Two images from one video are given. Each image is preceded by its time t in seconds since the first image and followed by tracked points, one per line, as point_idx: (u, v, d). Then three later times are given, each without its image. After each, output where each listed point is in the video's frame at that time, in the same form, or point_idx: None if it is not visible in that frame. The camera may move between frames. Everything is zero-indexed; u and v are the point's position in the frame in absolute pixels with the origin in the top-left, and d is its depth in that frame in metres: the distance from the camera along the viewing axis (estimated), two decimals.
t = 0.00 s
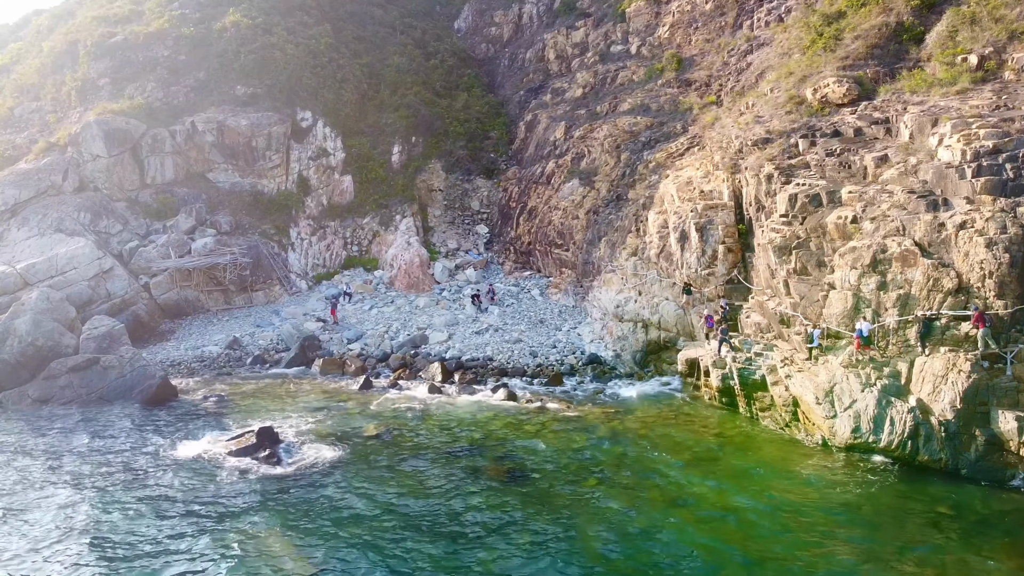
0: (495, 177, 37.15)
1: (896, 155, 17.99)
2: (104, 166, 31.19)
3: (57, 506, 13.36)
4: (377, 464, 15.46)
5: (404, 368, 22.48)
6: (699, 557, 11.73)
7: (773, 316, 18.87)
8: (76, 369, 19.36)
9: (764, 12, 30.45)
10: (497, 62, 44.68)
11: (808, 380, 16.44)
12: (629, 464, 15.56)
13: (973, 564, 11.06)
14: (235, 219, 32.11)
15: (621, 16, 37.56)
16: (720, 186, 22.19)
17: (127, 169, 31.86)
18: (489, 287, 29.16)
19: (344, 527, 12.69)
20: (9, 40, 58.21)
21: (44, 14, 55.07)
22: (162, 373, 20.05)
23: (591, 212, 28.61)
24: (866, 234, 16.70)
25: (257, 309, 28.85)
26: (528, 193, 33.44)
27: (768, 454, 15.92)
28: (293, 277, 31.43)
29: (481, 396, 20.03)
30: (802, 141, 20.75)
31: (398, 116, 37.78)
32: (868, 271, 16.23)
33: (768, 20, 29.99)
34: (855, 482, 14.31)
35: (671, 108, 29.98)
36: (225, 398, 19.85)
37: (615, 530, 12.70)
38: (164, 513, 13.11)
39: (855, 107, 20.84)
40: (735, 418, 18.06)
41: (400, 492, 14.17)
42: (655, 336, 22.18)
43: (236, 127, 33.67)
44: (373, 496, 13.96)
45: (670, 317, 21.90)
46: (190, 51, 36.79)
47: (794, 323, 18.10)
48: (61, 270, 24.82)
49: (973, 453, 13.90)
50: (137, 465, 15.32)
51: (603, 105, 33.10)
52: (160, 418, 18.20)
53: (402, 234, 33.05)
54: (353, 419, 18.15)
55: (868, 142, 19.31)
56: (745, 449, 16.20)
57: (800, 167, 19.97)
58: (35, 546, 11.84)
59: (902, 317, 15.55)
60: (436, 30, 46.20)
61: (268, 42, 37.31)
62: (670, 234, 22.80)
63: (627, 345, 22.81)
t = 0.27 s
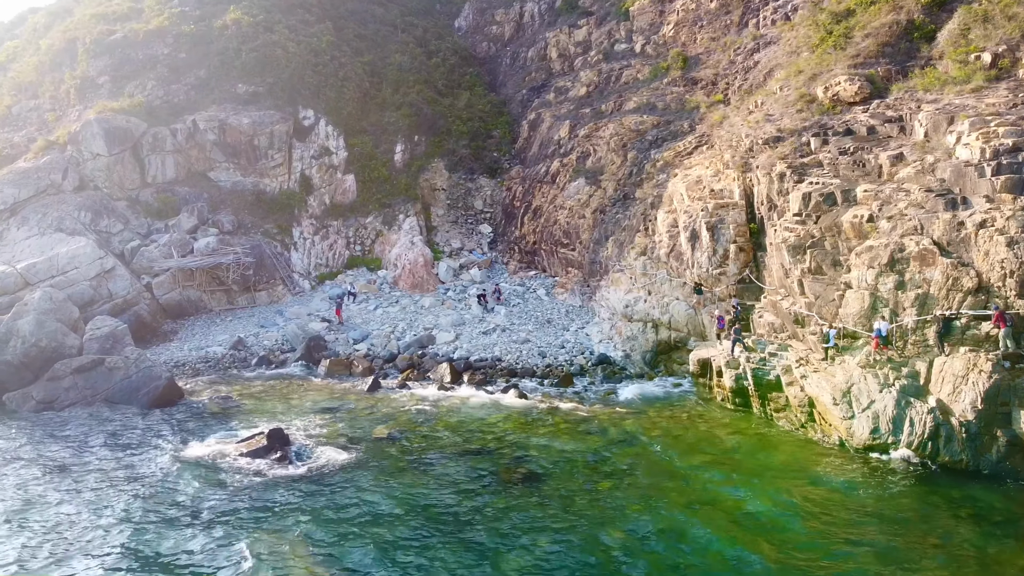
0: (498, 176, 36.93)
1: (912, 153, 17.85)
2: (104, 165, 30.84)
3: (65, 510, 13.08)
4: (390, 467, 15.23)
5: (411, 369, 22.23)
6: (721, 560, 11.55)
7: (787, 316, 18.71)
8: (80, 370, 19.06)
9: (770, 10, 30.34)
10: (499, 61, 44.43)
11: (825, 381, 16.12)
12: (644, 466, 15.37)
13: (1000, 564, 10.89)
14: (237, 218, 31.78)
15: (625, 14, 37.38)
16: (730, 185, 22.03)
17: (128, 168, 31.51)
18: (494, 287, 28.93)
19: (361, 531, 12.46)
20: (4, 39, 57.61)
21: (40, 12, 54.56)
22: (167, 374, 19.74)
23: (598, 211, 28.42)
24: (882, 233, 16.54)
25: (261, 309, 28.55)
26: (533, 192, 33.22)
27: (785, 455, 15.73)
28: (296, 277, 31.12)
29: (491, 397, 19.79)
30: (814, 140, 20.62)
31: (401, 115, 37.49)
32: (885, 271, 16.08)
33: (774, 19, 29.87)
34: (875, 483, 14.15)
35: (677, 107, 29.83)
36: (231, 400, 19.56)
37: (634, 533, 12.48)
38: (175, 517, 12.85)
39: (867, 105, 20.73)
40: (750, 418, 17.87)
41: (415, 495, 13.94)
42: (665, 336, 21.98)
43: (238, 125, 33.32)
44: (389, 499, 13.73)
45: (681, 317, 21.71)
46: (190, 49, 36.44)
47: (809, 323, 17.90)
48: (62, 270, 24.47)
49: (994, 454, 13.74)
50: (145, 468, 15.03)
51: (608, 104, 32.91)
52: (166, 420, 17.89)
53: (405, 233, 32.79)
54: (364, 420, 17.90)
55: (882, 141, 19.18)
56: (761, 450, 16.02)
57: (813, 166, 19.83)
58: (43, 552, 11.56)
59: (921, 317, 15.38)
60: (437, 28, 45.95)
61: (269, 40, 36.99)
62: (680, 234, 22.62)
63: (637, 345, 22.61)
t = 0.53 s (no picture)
0: (502, 175, 36.76)
1: (928, 152, 17.76)
2: (105, 164, 30.50)
3: (76, 514, 12.80)
4: (406, 469, 15.03)
5: (420, 369, 22.02)
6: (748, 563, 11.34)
7: (801, 315, 18.58)
8: (86, 371, 18.77)
9: (777, 9, 30.26)
10: (500, 59, 44.20)
11: (842, 380, 16.04)
12: (661, 467, 15.17)
13: None
14: (239, 217, 31.47)
15: (629, 13, 37.25)
16: (742, 184, 21.91)
17: (129, 167, 31.17)
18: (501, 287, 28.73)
19: (380, 534, 12.26)
20: None
21: (36, 10, 54.05)
22: (174, 375, 19.47)
23: (605, 211, 28.26)
24: (900, 232, 16.43)
25: (265, 309, 28.27)
26: (538, 191, 33.02)
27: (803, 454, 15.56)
28: (300, 276, 30.85)
29: (503, 398, 19.60)
30: (826, 138, 20.53)
31: (403, 113, 37.22)
32: (903, 270, 15.97)
33: (781, 18, 29.79)
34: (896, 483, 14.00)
35: (684, 105, 29.70)
36: (239, 401, 19.31)
37: (653, 535, 12.31)
38: (189, 521, 12.59)
39: (880, 104, 20.67)
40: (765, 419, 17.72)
41: (433, 497, 13.75)
42: (676, 336, 21.82)
43: (240, 124, 32.97)
44: (406, 502, 13.54)
45: (692, 317, 21.56)
46: (191, 47, 36.12)
47: (824, 323, 17.75)
48: (64, 270, 24.14)
49: (1016, 454, 13.62)
50: (156, 471, 14.77)
51: (614, 102, 32.76)
52: (174, 422, 17.61)
53: (410, 233, 32.58)
54: (375, 422, 17.69)
55: (896, 140, 19.09)
56: (778, 450, 15.85)
57: (826, 165, 19.72)
58: (55, 558, 11.28)
59: (940, 317, 15.27)
60: (439, 27, 45.72)
61: (271, 38, 36.69)
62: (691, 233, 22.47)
63: (647, 345, 22.44)
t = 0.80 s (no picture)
0: (506, 174, 36.62)
1: (945, 150, 17.69)
2: (107, 163, 30.18)
3: (90, 518, 12.54)
4: (423, 471, 14.82)
5: (430, 370, 21.82)
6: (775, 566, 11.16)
7: (816, 315, 18.45)
8: (93, 372, 18.50)
9: (783, 7, 30.19)
10: (502, 58, 44.01)
11: (861, 380, 15.94)
12: (679, 469, 14.99)
13: None
14: (243, 217, 31.16)
15: (633, 11, 37.13)
16: (753, 183, 21.80)
17: (131, 166, 30.84)
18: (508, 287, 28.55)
19: (401, 538, 12.06)
20: None
21: (32, 9, 53.56)
22: (182, 376, 19.20)
23: (612, 210, 28.12)
24: (918, 231, 16.33)
25: (270, 309, 28.02)
26: (543, 190, 32.84)
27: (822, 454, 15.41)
28: (305, 276, 30.59)
29: (515, 398, 19.42)
30: (839, 137, 20.47)
31: (407, 112, 36.96)
32: (923, 269, 15.85)
33: (787, 17, 29.74)
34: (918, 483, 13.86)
35: (691, 104, 29.60)
36: (249, 402, 19.06)
37: (672, 536, 12.16)
38: (205, 525, 12.35)
39: (893, 102, 20.63)
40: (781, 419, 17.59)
41: (454, 499, 13.57)
42: (688, 336, 21.67)
43: (244, 122, 32.65)
44: (426, 504, 13.34)
45: (704, 316, 21.41)
46: (193, 45, 35.82)
47: (840, 322, 17.66)
48: (67, 270, 23.81)
49: None
50: (169, 473, 14.52)
51: (619, 101, 32.62)
52: (183, 424, 17.35)
53: (414, 232, 32.37)
54: (388, 423, 17.48)
55: (910, 138, 19.03)
56: (796, 450, 15.69)
57: (840, 164, 19.64)
58: (69, 564, 11.01)
59: (959, 316, 15.11)
60: (440, 25, 45.51)
61: (274, 36, 36.39)
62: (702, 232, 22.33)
63: (659, 345, 22.29)
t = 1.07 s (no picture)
0: (510, 173, 36.50)
1: (962, 149, 17.63)
2: (110, 162, 29.88)
3: (104, 522, 12.33)
4: (440, 473, 14.65)
5: (440, 370, 21.65)
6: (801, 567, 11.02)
7: (831, 314, 18.36)
8: (102, 374, 18.33)
9: (790, 6, 30.13)
10: (505, 57, 43.82)
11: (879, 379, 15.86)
12: (696, 469, 14.85)
13: None
14: (247, 216, 30.88)
15: (638, 10, 37.02)
16: (766, 181, 21.71)
17: (134, 165, 30.54)
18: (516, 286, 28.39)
19: (423, 540, 11.90)
20: None
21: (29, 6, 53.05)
22: (191, 377, 18.98)
23: (620, 209, 27.98)
24: (936, 229, 16.25)
25: (276, 309, 27.78)
26: (549, 189, 32.68)
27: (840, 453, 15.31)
28: (310, 276, 30.35)
29: (528, 398, 19.27)
30: (853, 136, 20.42)
31: (410, 110, 36.71)
32: (941, 268, 15.77)
33: (794, 15, 29.69)
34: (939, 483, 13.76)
35: (699, 103, 29.50)
36: (259, 403, 18.84)
37: (694, 537, 12.03)
38: (221, 528, 12.14)
39: (906, 101, 20.60)
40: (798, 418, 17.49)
41: (474, 501, 13.41)
42: (700, 335, 21.55)
43: (247, 121, 32.32)
44: (447, 506, 13.17)
45: (716, 316, 21.29)
46: (195, 43, 35.54)
47: (857, 322, 17.57)
48: (71, 270, 23.51)
49: None
50: (182, 475, 14.31)
51: (625, 100, 32.49)
52: (194, 425, 17.12)
53: (420, 232, 32.17)
54: (402, 424, 17.30)
55: (925, 137, 18.97)
56: (814, 450, 15.59)
57: (854, 162, 19.58)
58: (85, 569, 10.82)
59: (980, 315, 15.03)
60: (442, 24, 45.31)
61: (277, 34, 36.11)
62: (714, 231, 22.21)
63: (670, 345, 22.18)
